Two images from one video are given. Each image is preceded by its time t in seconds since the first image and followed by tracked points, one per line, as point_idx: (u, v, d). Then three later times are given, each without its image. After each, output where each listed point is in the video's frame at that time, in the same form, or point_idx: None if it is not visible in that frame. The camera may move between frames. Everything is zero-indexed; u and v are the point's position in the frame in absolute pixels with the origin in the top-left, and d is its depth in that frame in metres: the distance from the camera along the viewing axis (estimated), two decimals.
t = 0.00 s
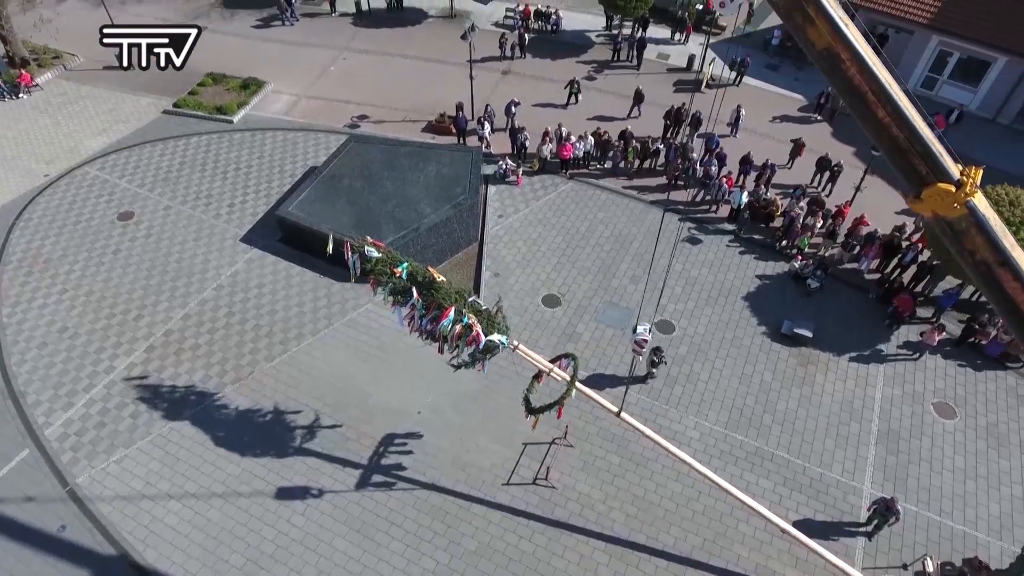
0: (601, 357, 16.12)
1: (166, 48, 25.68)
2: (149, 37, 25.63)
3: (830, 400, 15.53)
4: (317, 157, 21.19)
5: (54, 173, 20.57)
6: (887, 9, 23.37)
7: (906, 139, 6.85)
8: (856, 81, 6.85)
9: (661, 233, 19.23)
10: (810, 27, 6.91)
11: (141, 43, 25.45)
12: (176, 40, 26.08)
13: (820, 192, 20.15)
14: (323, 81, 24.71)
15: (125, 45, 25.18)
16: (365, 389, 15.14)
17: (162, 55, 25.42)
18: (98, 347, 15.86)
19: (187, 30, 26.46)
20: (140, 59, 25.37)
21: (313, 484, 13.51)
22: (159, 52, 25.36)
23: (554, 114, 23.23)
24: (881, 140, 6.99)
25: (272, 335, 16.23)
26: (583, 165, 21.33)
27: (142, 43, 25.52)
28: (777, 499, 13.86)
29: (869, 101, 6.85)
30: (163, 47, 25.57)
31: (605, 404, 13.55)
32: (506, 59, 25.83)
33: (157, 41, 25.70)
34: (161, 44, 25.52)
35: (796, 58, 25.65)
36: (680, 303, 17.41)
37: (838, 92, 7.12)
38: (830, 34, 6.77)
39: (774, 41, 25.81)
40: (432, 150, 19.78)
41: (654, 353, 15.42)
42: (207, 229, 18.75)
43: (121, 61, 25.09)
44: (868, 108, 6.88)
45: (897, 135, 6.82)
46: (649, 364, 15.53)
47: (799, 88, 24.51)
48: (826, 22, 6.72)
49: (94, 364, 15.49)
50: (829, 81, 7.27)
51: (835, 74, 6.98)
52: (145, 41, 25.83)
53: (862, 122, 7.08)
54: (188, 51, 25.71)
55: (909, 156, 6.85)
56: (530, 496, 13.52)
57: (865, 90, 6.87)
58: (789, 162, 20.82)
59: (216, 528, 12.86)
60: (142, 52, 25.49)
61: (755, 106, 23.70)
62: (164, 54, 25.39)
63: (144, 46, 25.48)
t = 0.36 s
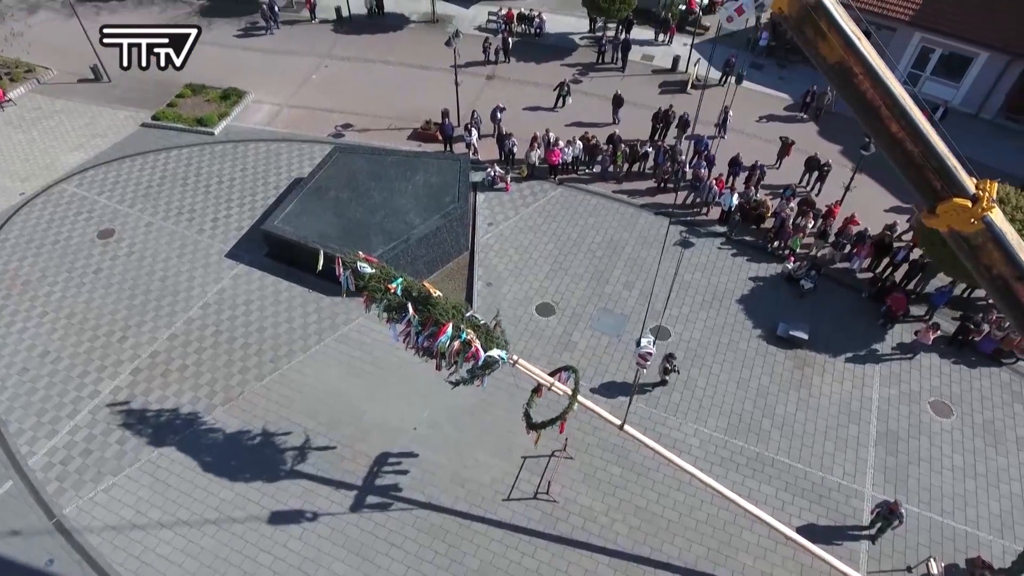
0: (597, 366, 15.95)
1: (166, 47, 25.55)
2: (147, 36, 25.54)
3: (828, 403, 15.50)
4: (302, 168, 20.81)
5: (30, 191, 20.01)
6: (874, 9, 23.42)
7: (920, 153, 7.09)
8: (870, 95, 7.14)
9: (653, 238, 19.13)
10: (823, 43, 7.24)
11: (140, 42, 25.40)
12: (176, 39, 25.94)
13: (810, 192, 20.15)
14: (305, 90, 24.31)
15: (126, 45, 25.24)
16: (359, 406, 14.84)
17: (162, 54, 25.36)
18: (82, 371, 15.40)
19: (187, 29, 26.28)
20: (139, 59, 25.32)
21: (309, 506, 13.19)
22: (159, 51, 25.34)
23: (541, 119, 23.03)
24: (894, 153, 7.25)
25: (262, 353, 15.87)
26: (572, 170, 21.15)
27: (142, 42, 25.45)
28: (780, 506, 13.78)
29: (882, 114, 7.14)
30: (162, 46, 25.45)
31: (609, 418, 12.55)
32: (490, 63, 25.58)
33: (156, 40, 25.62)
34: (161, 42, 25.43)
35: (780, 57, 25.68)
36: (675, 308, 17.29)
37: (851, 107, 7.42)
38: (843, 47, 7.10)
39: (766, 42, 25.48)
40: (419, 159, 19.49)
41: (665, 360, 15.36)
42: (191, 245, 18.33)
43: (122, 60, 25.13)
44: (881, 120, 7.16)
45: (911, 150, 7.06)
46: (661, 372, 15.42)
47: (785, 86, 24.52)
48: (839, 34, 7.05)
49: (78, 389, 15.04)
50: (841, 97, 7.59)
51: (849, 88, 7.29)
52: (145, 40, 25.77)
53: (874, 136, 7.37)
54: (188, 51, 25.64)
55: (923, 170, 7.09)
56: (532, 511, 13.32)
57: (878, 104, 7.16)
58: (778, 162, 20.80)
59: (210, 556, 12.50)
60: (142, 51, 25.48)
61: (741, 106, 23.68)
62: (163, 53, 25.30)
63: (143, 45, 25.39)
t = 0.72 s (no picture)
0: (593, 375, 15.77)
1: (166, 46, 25.16)
2: (148, 35, 25.07)
3: (825, 404, 15.46)
4: (284, 181, 20.38)
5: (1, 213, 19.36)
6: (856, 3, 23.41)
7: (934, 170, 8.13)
8: (886, 112, 8.13)
9: (643, 242, 19.01)
10: (842, 66, 8.19)
11: (140, 41, 25.01)
12: (175, 38, 25.43)
13: (797, 192, 20.16)
14: (284, 100, 23.85)
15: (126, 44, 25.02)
16: (352, 426, 14.51)
17: (161, 53, 25.03)
18: (63, 400, 14.88)
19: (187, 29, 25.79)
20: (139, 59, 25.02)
21: (304, 533, 12.84)
22: (159, 51, 25.06)
23: (526, 124, 22.82)
24: (908, 164, 8.25)
25: (249, 374, 15.45)
26: (559, 176, 20.95)
27: (142, 41, 25.13)
28: (782, 511, 13.69)
29: (898, 128, 8.14)
30: (162, 44, 25.05)
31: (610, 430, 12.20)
32: (471, 69, 25.31)
33: (157, 39, 25.19)
34: (161, 40, 25.05)
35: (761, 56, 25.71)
36: (668, 313, 17.16)
37: (865, 123, 8.38)
38: (861, 69, 8.06)
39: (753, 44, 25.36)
40: (404, 169, 19.16)
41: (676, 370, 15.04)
42: (172, 264, 17.84)
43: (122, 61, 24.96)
44: (898, 134, 8.16)
45: (927, 166, 8.10)
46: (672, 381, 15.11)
47: (767, 85, 24.55)
48: (859, 57, 8.02)
49: (59, 419, 14.52)
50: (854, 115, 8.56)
51: (865, 106, 8.25)
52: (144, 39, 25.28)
53: (889, 149, 8.37)
54: (189, 50, 25.27)
55: (939, 186, 8.12)
56: (533, 528, 13.09)
57: (895, 121, 8.16)
58: (764, 162, 20.78)
59: None
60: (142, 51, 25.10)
61: (725, 107, 23.67)
62: (163, 53, 24.98)
63: (143, 43, 25.07)
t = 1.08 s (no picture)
0: (586, 386, 15.61)
1: (165, 46, 25.21)
2: (148, 36, 25.27)
3: (819, 405, 15.47)
4: (260, 198, 19.89)
5: None
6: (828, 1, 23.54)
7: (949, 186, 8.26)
8: (901, 130, 8.24)
9: (629, 247, 18.89)
10: (855, 84, 8.29)
11: (140, 41, 25.22)
12: (175, 38, 25.77)
13: (780, 191, 20.20)
14: (257, 114, 23.32)
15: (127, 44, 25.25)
16: (343, 450, 14.15)
17: (161, 54, 25.06)
18: (39, 437, 14.29)
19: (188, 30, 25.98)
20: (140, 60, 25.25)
21: (299, 565, 12.45)
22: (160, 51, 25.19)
23: (506, 131, 22.58)
24: (921, 180, 8.38)
25: (234, 401, 14.99)
26: (541, 183, 20.74)
27: (143, 42, 25.33)
28: (783, 515, 13.63)
29: (911, 145, 8.26)
30: (162, 45, 25.13)
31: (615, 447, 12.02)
32: (447, 76, 25.00)
33: (156, 40, 25.34)
34: (160, 41, 25.15)
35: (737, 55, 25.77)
36: (659, 319, 17.05)
37: (878, 139, 8.49)
38: (874, 87, 8.16)
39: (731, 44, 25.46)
40: (385, 182, 18.80)
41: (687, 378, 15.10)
42: (148, 289, 17.28)
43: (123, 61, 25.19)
44: (911, 151, 8.28)
45: (943, 183, 8.22)
46: (683, 390, 15.16)
47: (744, 84, 24.61)
48: (871, 76, 8.12)
49: (36, 458, 13.94)
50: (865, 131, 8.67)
51: (878, 123, 8.35)
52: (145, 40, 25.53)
53: (902, 164, 8.50)
54: (189, 50, 25.27)
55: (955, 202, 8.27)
56: (535, 546, 12.85)
57: (908, 138, 8.27)
58: (746, 162, 20.79)
59: None
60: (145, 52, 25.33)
61: (703, 107, 23.68)
62: (163, 53, 25.02)
63: (144, 44, 25.28)
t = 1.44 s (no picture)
0: (578, 398, 15.45)
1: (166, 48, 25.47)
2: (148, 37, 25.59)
3: (810, 404, 15.50)
4: (233, 218, 19.32)
5: None
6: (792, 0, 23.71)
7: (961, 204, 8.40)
8: (913, 151, 8.32)
9: (612, 253, 18.77)
10: (866, 105, 8.31)
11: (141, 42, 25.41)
12: (175, 39, 25.86)
13: (758, 189, 20.26)
14: (225, 131, 22.69)
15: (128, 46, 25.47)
16: (335, 478, 13.77)
17: (161, 54, 25.36)
18: (11, 483, 13.63)
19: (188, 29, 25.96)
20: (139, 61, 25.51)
21: None
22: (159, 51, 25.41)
23: (481, 139, 22.29)
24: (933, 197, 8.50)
25: (217, 433, 14.47)
26: (520, 191, 20.52)
27: (143, 43, 25.52)
28: (783, 518, 13.61)
29: (923, 164, 8.36)
30: (162, 47, 25.43)
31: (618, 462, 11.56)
32: (419, 85, 24.62)
33: (157, 41, 25.61)
34: (160, 42, 25.48)
35: (707, 53, 25.82)
36: (647, 325, 16.96)
37: (888, 159, 8.56)
38: (886, 108, 8.19)
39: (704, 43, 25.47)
40: (362, 197, 18.39)
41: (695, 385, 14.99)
42: (120, 319, 16.64)
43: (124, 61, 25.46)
44: (923, 170, 8.38)
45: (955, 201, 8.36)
46: (692, 397, 15.07)
47: (716, 83, 24.70)
48: (883, 97, 8.14)
49: (9, 506, 13.28)
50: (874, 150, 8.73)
51: (890, 143, 8.42)
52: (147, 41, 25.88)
53: (913, 182, 8.59)
54: (188, 51, 25.05)
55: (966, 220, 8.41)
56: (537, 567, 12.62)
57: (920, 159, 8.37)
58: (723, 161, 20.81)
59: None
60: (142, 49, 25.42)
61: (678, 107, 23.68)
62: (163, 54, 25.27)
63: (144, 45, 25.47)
